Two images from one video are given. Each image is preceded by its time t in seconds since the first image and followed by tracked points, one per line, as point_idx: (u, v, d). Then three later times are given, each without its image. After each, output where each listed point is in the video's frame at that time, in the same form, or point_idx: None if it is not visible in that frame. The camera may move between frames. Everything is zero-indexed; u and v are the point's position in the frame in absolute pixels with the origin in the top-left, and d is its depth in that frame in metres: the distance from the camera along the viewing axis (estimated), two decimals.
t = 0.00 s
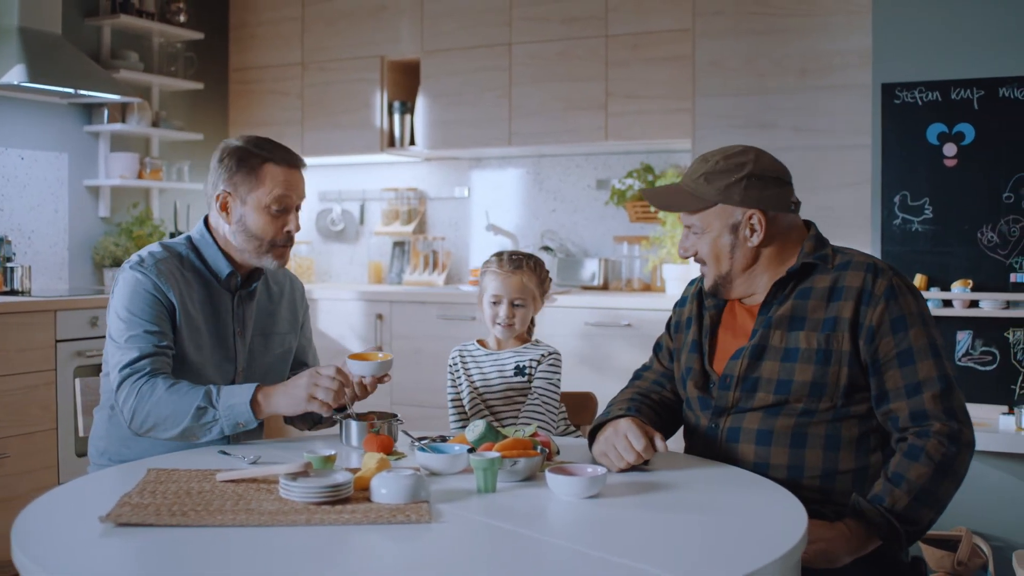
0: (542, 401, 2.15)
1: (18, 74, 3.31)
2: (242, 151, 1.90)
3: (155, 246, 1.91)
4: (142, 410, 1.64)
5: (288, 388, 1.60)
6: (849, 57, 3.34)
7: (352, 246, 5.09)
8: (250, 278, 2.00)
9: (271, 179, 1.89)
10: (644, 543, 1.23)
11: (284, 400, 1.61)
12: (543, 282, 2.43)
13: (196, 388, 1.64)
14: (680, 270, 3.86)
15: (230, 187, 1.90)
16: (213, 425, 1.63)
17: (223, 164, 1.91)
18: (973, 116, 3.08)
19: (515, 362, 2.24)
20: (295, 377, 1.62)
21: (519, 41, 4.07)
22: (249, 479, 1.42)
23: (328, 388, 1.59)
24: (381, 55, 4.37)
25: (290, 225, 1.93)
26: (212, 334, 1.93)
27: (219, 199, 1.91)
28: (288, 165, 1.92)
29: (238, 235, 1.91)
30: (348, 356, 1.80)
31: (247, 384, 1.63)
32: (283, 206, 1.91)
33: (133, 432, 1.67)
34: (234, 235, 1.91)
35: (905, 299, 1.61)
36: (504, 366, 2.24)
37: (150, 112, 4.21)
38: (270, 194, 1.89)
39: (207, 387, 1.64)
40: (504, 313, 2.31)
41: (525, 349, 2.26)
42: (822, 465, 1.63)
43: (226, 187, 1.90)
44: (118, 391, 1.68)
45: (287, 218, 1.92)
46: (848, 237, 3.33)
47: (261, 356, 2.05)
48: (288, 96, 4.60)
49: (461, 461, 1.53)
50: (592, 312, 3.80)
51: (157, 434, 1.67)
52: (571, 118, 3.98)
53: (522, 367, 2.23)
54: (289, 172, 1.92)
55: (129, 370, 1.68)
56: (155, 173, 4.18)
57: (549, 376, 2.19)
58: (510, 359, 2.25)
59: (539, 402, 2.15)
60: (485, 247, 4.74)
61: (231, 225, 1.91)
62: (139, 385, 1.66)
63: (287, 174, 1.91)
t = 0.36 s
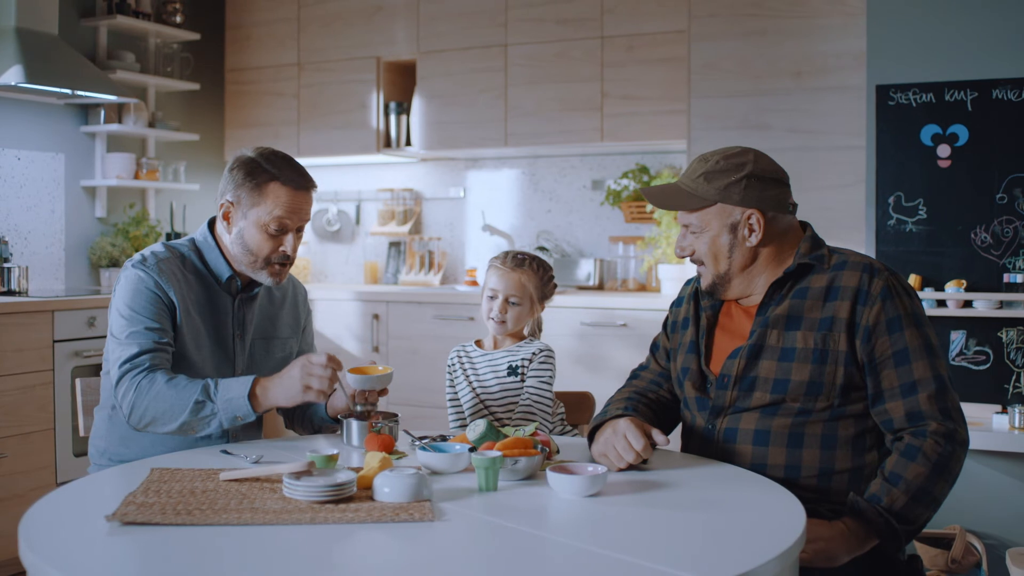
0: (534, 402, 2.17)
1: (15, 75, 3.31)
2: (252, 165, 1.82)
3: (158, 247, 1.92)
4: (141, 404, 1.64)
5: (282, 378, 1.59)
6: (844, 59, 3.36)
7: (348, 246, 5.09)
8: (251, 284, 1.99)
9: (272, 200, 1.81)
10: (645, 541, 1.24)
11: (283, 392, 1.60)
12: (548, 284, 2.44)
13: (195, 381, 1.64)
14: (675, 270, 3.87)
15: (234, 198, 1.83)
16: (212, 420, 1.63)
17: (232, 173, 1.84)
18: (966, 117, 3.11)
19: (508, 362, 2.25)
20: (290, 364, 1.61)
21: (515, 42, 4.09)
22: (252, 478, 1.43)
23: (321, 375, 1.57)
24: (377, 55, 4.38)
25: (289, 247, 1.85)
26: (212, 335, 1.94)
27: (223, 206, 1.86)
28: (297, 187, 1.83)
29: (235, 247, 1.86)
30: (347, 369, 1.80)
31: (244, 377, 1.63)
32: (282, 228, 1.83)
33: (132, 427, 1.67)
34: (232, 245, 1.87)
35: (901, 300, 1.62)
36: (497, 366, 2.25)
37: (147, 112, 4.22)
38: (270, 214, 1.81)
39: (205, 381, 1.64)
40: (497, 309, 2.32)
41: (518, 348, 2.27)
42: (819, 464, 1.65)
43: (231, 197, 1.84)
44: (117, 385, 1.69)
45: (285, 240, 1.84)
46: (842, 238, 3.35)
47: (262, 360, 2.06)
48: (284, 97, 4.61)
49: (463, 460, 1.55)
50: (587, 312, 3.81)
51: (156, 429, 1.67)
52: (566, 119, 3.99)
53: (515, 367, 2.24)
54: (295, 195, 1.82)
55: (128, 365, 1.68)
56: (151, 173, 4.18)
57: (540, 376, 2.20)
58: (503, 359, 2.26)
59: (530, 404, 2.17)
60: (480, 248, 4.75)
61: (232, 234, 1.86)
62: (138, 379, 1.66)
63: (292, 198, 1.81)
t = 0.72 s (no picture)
0: (526, 404, 2.18)
1: (13, 76, 3.31)
2: (254, 170, 1.83)
3: (160, 244, 1.94)
4: (143, 381, 1.65)
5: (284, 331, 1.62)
6: (838, 61, 3.38)
7: (344, 247, 5.10)
8: (251, 286, 2.00)
9: (276, 205, 1.82)
10: (646, 539, 1.25)
11: (285, 344, 1.63)
12: (541, 284, 2.45)
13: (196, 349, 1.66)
14: (670, 271, 3.89)
15: (237, 203, 1.84)
16: (216, 383, 1.65)
17: (234, 178, 1.84)
18: (960, 119, 3.13)
19: (502, 363, 2.25)
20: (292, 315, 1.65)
21: (511, 44, 4.10)
22: (255, 477, 1.44)
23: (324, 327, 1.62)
24: (373, 56, 4.39)
25: (292, 251, 1.86)
26: (212, 331, 1.95)
27: (226, 213, 1.86)
28: (300, 192, 1.84)
29: (238, 251, 1.86)
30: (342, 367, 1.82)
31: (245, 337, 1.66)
32: (286, 233, 1.84)
33: (136, 409, 1.67)
34: (235, 250, 1.87)
35: (897, 302, 1.64)
36: (492, 367, 2.26)
37: (143, 113, 4.22)
38: (274, 219, 1.82)
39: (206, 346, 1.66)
40: (489, 308, 2.33)
41: (512, 349, 2.28)
42: (816, 464, 1.66)
43: (234, 202, 1.85)
44: (118, 367, 1.69)
45: (288, 244, 1.85)
46: (837, 239, 3.37)
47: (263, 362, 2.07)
48: (280, 98, 4.61)
49: (464, 460, 1.56)
50: (583, 313, 3.83)
51: (157, 407, 1.67)
52: (562, 120, 4.01)
53: (509, 368, 2.24)
54: (298, 200, 1.83)
55: (131, 346, 1.69)
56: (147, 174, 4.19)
57: (534, 377, 2.21)
58: (497, 360, 2.27)
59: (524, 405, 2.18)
60: (476, 248, 4.76)
61: (235, 240, 1.87)
62: (139, 357, 1.67)
63: (295, 203, 1.83)
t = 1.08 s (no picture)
0: (526, 404, 2.19)
1: (9, 76, 3.31)
2: (256, 173, 1.84)
3: (161, 245, 1.95)
4: (140, 379, 1.66)
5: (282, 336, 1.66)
6: (832, 62, 3.40)
7: (339, 247, 5.10)
8: (251, 288, 2.01)
9: (278, 208, 1.82)
10: (646, 537, 1.27)
11: (284, 350, 1.66)
12: (533, 279, 2.46)
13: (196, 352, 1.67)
14: (665, 271, 3.90)
15: (239, 206, 1.85)
16: (214, 386, 1.66)
17: (236, 181, 1.85)
18: (953, 120, 3.16)
19: (502, 364, 2.27)
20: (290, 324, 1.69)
21: (507, 44, 4.11)
22: (257, 477, 1.46)
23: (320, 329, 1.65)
24: (369, 58, 4.40)
25: (294, 253, 1.87)
26: (211, 332, 1.96)
27: (227, 215, 1.87)
28: (301, 195, 1.85)
29: (240, 253, 1.87)
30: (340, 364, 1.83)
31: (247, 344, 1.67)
32: (288, 235, 1.85)
33: (132, 407, 1.68)
34: (237, 252, 1.88)
35: (891, 302, 1.66)
36: (491, 368, 2.28)
37: (139, 114, 4.22)
38: (275, 222, 1.83)
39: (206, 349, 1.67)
40: (482, 308, 2.34)
41: (511, 351, 2.29)
42: (812, 463, 1.68)
43: (235, 205, 1.86)
44: (115, 365, 1.70)
45: (291, 246, 1.86)
46: (831, 240, 3.39)
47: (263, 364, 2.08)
48: (275, 98, 4.61)
49: (464, 459, 1.57)
50: (579, 313, 3.84)
51: (153, 406, 1.68)
52: (558, 121, 4.02)
53: (508, 369, 2.26)
54: (300, 203, 1.84)
55: (129, 344, 1.70)
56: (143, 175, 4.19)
57: (534, 378, 2.23)
58: (496, 361, 2.28)
59: (523, 405, 2.19)
60: (472, 249, 4.77)
61: (236, 242, 1.88)
62: (137, 356, 1.67)
63: (297, 206, 1.83)
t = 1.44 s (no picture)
0: (525, 404, 2.21)
1: (8, 77, 3.31)
2: (261, 177, 1.85)
3: (164, 246, 1.97)
4: (138, 380, 1.66)
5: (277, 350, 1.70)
6: (828, 64, 3.42)
7: (336, 247, 5.11)
8: (253, 290, 2.02)
9: (282, 213, 1.83)
10: (646, 536, 1.28)
11: (283, 365, 1.68)
12: (528, 277, 2.46)
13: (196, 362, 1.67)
14: (661, 271, 3.92)
15: (243, 209, 1.86)
16: (210, 398, 1.66)
17: (241, 185, 1.86)
18: (948, 122, 3.18)
19: (500, 364, 2.28)
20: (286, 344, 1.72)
21: (504, 45, 4.12)
22: (260, 476, 1.47)
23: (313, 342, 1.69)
24: (367, 58, 4.40)
25: (296, 257, 1.88)
26: (212, 334, 1.97)
27: (231, 218, 1.88)
28: (305, 200, 1.86)
29: (243, 256, 1.88)
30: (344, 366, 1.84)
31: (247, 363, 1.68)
32: (290, 240, 1.85)
33: (129, 407, 1.68)
34: (240, 255, 1.90)
35: (888, 302, 1.67)
36: (489, 368, 2.29)
37: (136, 114, 4.23)
38: (279, 226, 1.84)
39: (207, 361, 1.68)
40: (478, 308, 2.35)
41: (510, 351, 2.31)
42: (810, 462, 1.70)
43: (239, 208, 1.87)
44: (114, 364, 1.71)
45: (293, 251, 1.87)
46: (827, 240, 3.41)
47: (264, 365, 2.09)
48: (273, 99, 4.62)
49: (465, 459, 1.58)
50: (576, 313, 3.85)
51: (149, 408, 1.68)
52: (554, 121, 4.03)
53: (507, 369, 2.28)
54: (303, 208, 1.85)
55: (129, 343, 1.71)
56: (140, 175, 4.19)
57: (532, 378, 2.24)
58: (495, 361, 2.29)
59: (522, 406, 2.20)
60: (469, 249, 4.78)
61: (239, 245, 1.89)
62: (136, 357, 1.68)
63: (301, 211, 1.84)
